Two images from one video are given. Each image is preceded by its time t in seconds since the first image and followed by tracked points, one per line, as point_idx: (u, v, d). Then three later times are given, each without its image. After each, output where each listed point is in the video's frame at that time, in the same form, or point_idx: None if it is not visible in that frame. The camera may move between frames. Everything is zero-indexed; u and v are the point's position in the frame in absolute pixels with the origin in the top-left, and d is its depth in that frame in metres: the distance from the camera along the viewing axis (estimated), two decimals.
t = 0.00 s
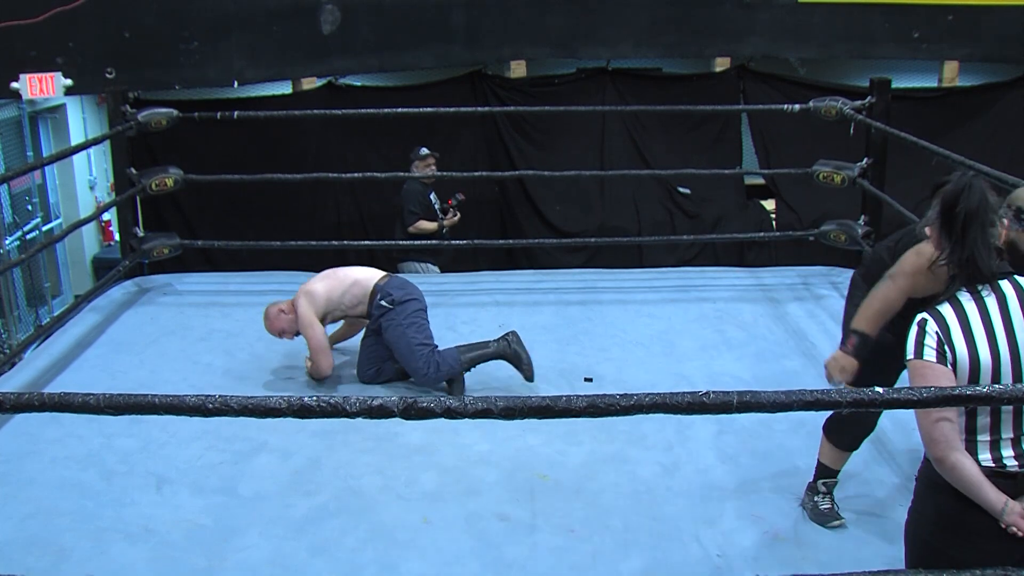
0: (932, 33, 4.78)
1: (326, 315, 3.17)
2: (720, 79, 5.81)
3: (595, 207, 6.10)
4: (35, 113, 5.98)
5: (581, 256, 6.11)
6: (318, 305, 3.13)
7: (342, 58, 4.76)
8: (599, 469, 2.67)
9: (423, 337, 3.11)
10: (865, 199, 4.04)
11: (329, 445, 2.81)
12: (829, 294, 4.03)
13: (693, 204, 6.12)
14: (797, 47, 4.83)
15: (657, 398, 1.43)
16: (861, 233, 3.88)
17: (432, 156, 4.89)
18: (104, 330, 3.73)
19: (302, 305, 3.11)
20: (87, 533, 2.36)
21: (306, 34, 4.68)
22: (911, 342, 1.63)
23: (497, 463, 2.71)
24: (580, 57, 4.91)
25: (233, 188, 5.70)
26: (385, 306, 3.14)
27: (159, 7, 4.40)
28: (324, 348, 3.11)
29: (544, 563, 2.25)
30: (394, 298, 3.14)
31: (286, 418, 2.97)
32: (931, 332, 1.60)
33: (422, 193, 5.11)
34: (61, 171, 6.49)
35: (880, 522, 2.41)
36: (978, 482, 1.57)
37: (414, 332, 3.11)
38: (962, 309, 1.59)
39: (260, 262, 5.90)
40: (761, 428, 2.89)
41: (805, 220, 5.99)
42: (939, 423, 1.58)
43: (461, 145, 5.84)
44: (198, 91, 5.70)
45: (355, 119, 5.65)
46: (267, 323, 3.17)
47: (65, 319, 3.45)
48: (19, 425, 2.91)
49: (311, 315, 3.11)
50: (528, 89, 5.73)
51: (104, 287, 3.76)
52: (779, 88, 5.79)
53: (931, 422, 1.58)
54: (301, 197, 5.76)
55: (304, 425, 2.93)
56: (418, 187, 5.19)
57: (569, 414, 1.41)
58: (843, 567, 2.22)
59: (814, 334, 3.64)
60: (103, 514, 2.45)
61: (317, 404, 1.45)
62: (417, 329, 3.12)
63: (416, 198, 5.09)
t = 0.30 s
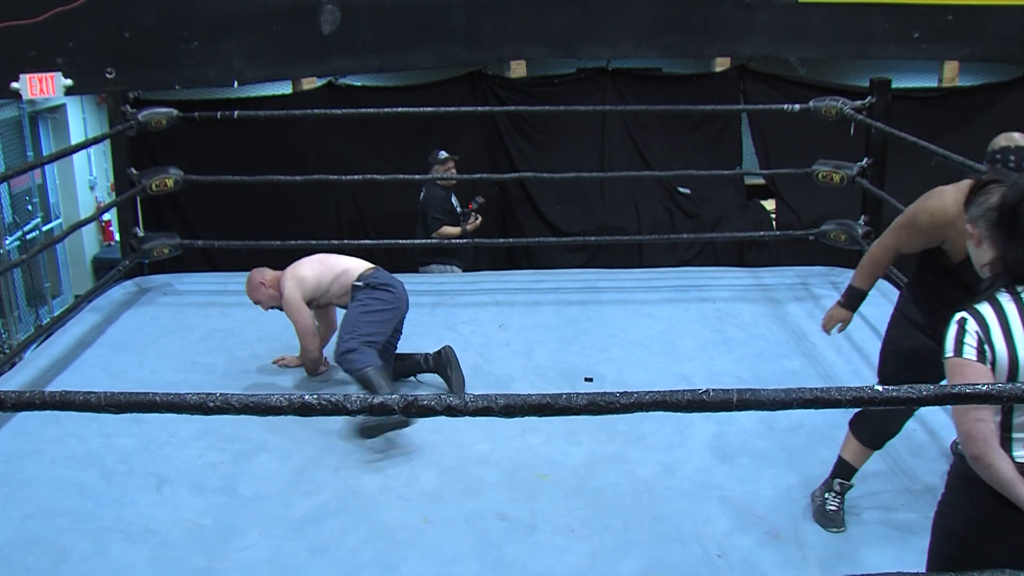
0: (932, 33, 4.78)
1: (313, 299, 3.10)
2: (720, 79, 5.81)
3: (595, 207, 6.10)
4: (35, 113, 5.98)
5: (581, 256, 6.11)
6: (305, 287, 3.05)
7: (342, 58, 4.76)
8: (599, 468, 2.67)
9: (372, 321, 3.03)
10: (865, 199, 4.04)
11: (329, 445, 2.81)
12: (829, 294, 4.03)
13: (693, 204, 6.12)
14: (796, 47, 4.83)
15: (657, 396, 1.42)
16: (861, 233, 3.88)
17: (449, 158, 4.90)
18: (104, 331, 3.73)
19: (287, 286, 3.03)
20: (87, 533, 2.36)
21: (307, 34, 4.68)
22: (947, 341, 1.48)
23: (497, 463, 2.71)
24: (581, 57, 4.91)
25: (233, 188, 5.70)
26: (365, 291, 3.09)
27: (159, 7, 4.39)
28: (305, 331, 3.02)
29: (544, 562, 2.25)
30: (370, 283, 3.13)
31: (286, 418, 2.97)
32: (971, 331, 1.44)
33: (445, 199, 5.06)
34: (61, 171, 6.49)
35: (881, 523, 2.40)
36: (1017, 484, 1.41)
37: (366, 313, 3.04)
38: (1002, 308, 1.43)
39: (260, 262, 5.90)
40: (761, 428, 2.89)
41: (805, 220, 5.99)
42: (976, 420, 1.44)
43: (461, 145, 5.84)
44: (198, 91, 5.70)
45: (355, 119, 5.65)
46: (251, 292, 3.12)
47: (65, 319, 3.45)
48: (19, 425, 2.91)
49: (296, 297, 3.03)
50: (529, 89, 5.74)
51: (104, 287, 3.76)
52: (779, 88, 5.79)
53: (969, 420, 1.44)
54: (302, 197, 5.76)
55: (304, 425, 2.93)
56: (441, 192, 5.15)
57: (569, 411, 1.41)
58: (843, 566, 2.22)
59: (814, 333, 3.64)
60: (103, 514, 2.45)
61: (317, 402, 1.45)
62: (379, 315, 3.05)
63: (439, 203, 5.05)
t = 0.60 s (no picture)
0: (932, 33, 4.78)
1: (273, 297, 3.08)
2: (720, 79, 5.82)
3: (595, 207, 6.11)
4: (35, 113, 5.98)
5: (581, 256, 6.11)
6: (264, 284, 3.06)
7: (342, 58, 4.76)
8: (599, 469, 2.67)
9: (313, 333, 2.95)
10: (865, 198, 4.03)
11: (329, 445, 2.80)
12: (829, 294, 4.03)
13: (693, 204, 6.12)
14: (797, 47, 4.83)
15: (657, 396, 1.42)
16: (861, 233, 3.87)
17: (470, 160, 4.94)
18: (104, 331, 3.73)
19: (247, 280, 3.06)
20: (87, 533, 2.36)
21: (306, 34, 4.68)
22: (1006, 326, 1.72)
23: (497, 463, 2.71)
24: (580, 57, 4.91)
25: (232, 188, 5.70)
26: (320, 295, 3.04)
27: (159, 6, 4.39)
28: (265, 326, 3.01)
29: (544, 562, 2.25)
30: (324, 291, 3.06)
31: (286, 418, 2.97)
32: None
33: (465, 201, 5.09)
34: (61, 171, 6.49)
35: (882, 523, 2.40)
36: None
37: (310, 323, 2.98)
38: None
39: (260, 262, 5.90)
40: (761, 428, 2.89)
41: (805, 219, 5.99)
42: None
43: (461, 145, 5.83)
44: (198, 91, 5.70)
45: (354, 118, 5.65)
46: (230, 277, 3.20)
47: (65, 319, 3.45)
48: (19, 425, 2.91)
49: (257, 293, 3.04)
50: (528, 89, 5.74)
51: (104, 287, 3.76)
52: (779, 88, 5.78)
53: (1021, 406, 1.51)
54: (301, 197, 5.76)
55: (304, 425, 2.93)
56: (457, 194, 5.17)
57: (568, 413, 1.41)
58: (843, 566, 2.22)
59: (814, 333, 3.64)
60: (103, 514, 2.45)
61: (317, 403, 1.45)
62: (325, 326, 2.98)
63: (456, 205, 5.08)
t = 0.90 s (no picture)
0: (932, 33, 4.79)
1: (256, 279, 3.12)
2: (720, 79, 5.82)
3: (595, 207, 6.10)
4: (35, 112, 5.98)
5: (581, 256, 6.11)
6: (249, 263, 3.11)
7: (342, 58, 4.76)
8: (599, 469, 2.67)
9: (289, 333, 2.93)
10: (865, 198, 4.04)
11: (329, 445, 2.81)
12: (829, 294, 4.03)
13: (693, 204, 6.12)
14: (797, 47, 4.83)
15: (657, 395, 1.42)
16: (861, 232, 3.88)
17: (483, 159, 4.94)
18: (104, 330, 3.73)
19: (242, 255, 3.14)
20: (87, 533, 2.36)
21: (307, 34, 4.68)
22: None
23: (497, 463, 2.71)
24: (580, 57, 4.91)
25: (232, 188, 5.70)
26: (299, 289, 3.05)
27: (159, 6, 4.40)
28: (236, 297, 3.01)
29: (544, 562, 2.25)
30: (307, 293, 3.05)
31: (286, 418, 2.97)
32: None
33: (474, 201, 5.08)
34: (61, 171, 6.49)
35: (882, 524, 2.40)
36: None
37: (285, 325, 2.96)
38: None
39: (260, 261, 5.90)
40: (760, 428, 2.89)
41: (805, 220, 5.99)
42: None
43: (461, 145, 5.83)
44: (198, 91, 5.70)
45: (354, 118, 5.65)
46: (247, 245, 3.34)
47: (66, 319, 3.45)
48: (19, 425, 2.91)
49: (239, 269, 3.09)
50: (528, 89, 5.74)
51: (104, 287, 3.76)
52: (779, 88, 5.79)
53: None
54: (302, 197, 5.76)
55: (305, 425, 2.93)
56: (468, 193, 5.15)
57: (568, 411, 1.41)
58: (843, 566, 2.22)
59: (814, 333, 3.64)
60: (103, 514, 2.45)
61: (317, 401, 1.45)
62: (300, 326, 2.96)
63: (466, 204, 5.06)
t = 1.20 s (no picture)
0: (932, 33, 4.79)
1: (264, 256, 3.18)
2: (720, 79, 5.82)
3: (595, 207, 6.10)
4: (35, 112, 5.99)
5: (581, 256, 6.11)
6: (262, 241, 3.19)
7: (342, 58, 4.76)
8: (599, 469, 2.67)
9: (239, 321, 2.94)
10: (865, 198, 4.04)
11: (329, 445, 2.80)
12: (829, 294, 4.03)
13: (694, 204, 6.12)
14: (797, 47, 4.83)
15: (657, 395, 1.42)
16: (861, 232, 3.87)
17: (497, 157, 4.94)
18: (104, 330, 3.73)
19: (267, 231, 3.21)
20: (87, 533, 2.36)
21: (307, 34, 4.68)
22: None
23: (497, 463, 2.70)
24: (580, 57, 4.91)
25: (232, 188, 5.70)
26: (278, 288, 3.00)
27: (159, 6, 4.40)
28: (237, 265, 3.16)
29: (543, 562, 2.25)
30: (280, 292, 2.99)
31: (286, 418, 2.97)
32: None
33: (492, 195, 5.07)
34: (61, 171, 6.49)
35: (883, 523, 2.40)
36: None
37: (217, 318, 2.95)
38: None
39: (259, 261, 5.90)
40: (761, 428, 2.89)
41: (805, 219, 5.99)
42: None
43: (461, 145, 5.83)
44: (198, 91, 5.71)
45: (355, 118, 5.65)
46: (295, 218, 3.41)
47: (66, 319, 3.45)
48: (19, 425, 2.91)
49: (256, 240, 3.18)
50: (528, 89, 5.74)
51: (104, 287, 3.76)
52: (779, 88, 5.79)
53: None
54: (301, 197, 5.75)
55: (304, 425, 2.93)
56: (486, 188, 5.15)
57: (569, 411, 1.41)
58: (843, 566, 2.22)
59: (815, 333, 3.64)
60: (103, 514, 2.45)
61: (317, 401, 1.45)
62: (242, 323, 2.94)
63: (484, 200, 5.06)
